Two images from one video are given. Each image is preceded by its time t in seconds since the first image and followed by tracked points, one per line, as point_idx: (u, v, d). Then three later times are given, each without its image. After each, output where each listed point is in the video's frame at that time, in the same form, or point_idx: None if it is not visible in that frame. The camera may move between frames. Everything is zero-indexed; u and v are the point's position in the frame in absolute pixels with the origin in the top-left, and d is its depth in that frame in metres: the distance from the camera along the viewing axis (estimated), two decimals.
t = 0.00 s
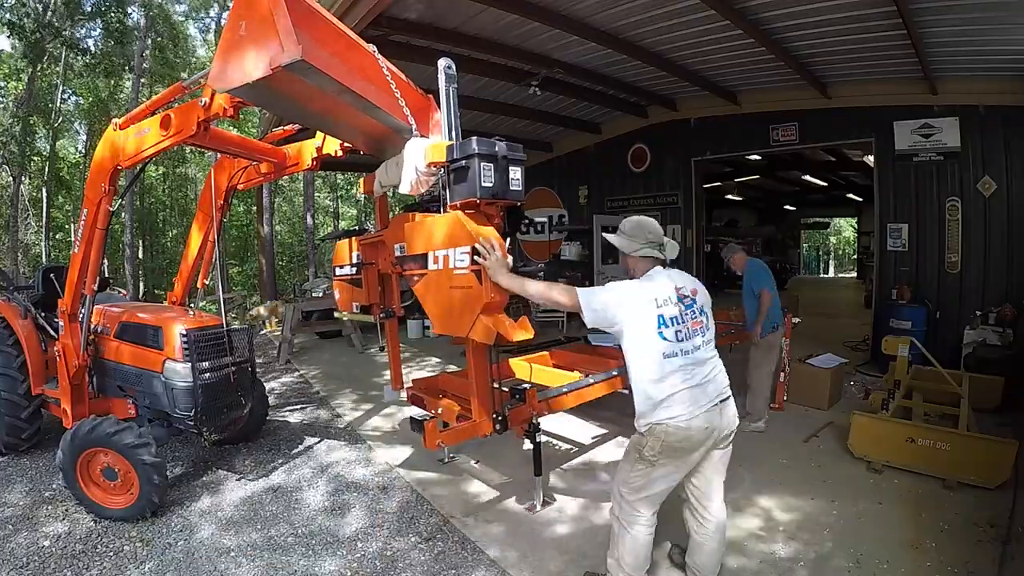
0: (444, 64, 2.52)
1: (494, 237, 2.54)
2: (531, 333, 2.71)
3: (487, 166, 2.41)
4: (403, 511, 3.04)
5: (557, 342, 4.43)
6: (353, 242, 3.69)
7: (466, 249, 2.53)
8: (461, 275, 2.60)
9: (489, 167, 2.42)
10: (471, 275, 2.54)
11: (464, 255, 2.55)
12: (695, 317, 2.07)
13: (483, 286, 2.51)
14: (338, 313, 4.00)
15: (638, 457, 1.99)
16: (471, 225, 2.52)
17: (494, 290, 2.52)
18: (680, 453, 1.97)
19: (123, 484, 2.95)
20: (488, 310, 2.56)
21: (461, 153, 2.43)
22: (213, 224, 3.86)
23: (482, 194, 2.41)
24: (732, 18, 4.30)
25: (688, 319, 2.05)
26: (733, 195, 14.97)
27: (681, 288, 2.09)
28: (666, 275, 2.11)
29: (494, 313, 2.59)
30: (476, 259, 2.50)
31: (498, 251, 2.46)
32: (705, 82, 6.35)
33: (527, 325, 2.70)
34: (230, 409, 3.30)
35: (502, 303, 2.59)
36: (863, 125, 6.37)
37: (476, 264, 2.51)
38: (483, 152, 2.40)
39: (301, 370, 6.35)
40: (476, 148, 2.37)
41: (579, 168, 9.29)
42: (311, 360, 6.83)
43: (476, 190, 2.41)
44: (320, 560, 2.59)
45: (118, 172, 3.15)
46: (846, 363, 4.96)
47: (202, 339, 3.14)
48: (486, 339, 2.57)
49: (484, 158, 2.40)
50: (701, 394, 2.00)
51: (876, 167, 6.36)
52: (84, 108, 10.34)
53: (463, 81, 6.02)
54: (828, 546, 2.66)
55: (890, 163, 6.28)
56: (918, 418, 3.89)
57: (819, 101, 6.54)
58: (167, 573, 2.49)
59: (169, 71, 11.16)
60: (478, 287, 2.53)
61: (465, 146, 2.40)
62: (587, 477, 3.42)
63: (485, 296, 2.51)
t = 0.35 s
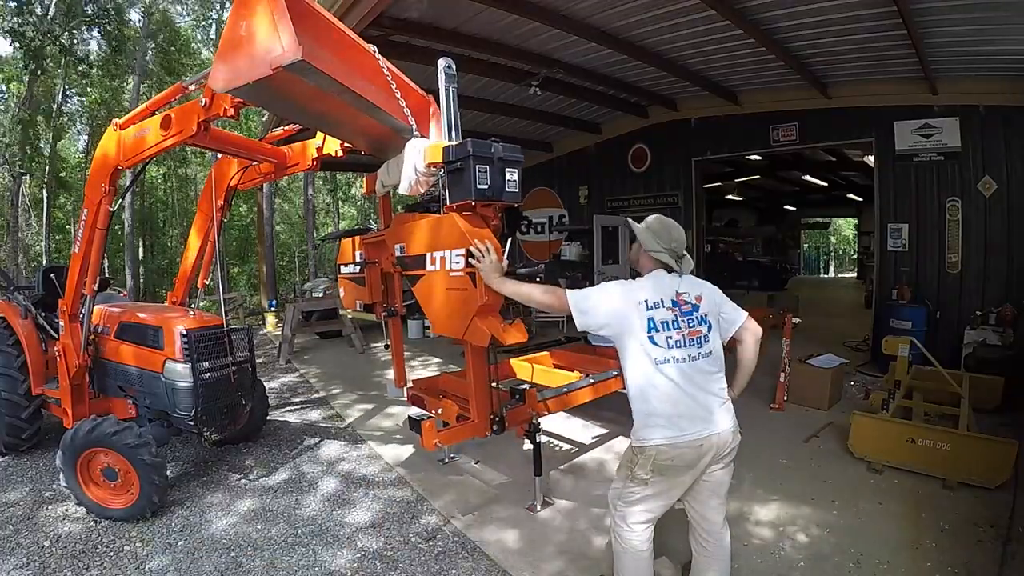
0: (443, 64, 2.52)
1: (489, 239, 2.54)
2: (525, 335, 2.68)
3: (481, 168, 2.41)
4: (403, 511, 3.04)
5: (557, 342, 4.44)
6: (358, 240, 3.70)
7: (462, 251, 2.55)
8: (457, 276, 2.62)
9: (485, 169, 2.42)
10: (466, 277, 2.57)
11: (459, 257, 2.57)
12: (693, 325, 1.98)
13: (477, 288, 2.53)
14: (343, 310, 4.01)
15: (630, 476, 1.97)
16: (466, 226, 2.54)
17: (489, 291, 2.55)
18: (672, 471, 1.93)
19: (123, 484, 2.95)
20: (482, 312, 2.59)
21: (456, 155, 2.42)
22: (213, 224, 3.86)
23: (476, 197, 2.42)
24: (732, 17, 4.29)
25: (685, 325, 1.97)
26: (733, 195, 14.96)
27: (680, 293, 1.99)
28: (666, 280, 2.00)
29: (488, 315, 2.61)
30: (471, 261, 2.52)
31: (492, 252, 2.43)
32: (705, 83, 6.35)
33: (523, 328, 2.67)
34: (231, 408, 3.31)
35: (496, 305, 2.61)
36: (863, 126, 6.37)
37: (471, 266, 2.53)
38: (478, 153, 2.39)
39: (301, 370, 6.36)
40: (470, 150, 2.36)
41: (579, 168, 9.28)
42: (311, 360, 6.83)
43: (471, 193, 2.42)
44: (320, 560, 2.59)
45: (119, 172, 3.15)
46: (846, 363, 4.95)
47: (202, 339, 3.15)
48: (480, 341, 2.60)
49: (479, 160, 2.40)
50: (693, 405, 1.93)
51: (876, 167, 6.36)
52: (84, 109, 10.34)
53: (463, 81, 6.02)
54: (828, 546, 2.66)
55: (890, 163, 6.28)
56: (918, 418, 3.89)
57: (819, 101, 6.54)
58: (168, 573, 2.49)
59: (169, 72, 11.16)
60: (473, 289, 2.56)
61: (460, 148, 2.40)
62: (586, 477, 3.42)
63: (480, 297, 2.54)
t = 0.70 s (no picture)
0: (442, 64, 2.51)
1: (488, 240, 2.54)
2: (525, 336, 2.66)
3: (480, 169, 2.41)
4: (403, 511, 3.04)
5: (557, 343, 4.44)
6: (359, 241, 3.65)
7: (461, 251, 2.54)
8: (456, 277, 2.62)
9: (483, 169, 2.42)
10: (466, 278, 2.56)
11: (458, 258, 2.57)
12: (694, 320, 2.00)
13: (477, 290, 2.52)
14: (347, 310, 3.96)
15: (632, 472, 1.97)
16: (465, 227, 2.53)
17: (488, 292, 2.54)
18: (675, 468, 1.93)
19: (123, 484, 2.95)
20: (482, 313, 2.58)
21: (454, 156, 2.42)
22: (213, 224, 3.86)
23: (475, 197, 2.42)
24: (732, 17, 4.29)
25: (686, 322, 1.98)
26: (733, 195, 14.97)
27: (677, 292, 2.03)
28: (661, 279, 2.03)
29: (488, 316, 2.61)
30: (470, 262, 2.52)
31: (491, 254, 2.43)
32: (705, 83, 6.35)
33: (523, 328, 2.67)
34: (231, 408, 3.31)
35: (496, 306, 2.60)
36: (863, 126, 6.37)
37: (469, 267, 2.53)
38: (477, 154, 2.39)
39: (300, 370, 6.36)
40: (469, 150, 2.36)
41: (579, 168, 9.28)
42: (311, 360, 6.83)
43: (470, 194, 2.42)
44: (320, 560, 2.59)
45: (119, 172, 3.15)
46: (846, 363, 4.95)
47: (202, 339, 3.15)
48: (479, 342, 2.60)
49: (478, 160, 2.40)
50: (702, 395, 1.95)
51: (876, 167, 6.36)
52: (83, 109, 10.33)
53: (463, 81, 6.02)
54: (828, 547, 2.66)
55: (890, 163, 6.28)
56: (918, 418, 3.89)
57: (819, 101, 6.54)
58: (167, 573, 2.49)
59: (169, 72, 11.16)
60: (472, 289, 2.55)
61: (458, 149, 2.39)
62: (586, 477, 3.42)
63: (478, 298, 2.53)
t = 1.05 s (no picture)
0: (444, 65, 2.50)
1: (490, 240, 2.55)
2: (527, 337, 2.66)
3: (482, 169, 2.40)
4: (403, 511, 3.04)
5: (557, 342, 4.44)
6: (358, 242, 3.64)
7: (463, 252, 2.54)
8: (457, 278, 2.62)
9: (485, 170, 2.41)
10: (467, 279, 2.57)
11: (460, 259, 2.59)
12: (397, 348, 1.46)
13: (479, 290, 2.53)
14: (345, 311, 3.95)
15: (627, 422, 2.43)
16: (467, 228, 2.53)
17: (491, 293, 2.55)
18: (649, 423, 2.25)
19: (123, 484, 2.95)
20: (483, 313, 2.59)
21: (456, 156, 2.41)
22: (214, 224, 3.86)
23: (477, 197, 2.40)
24: (732, 17, 4.29)
25: (383, 348, 1.45)
26: (733, 195, 14.97)
27: (376, 303, 1.46)
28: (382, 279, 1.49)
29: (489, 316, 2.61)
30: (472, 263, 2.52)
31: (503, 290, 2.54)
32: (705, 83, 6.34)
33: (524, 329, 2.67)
34: (231, 408, 3.31)
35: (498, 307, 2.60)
36: (863, 126, 6.37)
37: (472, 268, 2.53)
38: (479, 154, 2.37)
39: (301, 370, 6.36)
40: (470, 150, 2.34)
41: (579, 168, 9.28)
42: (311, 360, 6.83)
43: (471, 194, 2.41)
44: (320, 560, 2.59)
45: (119, 173, 3.15)
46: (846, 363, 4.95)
47: (202, 339, 3.15)
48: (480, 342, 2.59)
49: (480, 160, 2.38)
50: (407, 454, 1.46)
51: (876, 167, 6.36)
52: (84, 109, 10.32)
53: (463, 81, 6.02)
54: (829, 547, 2.66)
55: (890, 163, 6.28)
56: (918, 419, 3.88)
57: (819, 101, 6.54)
58: (167, 573, 2.49)
59: (169, 72, 11.15)
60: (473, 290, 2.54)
61: (460, 149, 2.38)
62: (586, 477, 3.42)
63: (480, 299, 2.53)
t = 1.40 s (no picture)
0: (445, 65, 2.50)
1: (491, 241, 2.54)
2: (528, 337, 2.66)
3: (483, 169, 2.41)
4: (403, 511, 3.04)
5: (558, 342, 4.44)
6: (358, 242, 3.64)
7: (463, 253, 2.55)
8: (458, 278, 2.62)
9: (486, 170, 2.42)
10: (468, 279, 2.57)
11: (460, 259, 2.57)
12: None
13: (480, 290, 2.52)
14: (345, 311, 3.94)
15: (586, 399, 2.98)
16: (467, 229, 2.54)
17: (491, 293, 2.54)
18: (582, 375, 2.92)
19: (123, 484, 2.95)
20: (484, 313, 2.58)
21: (457, 157, 2.42)
22: (213, 224, 3.86)
23: (477, 198, 2.42)
24: (733, 18, 4.29)
25: None
26: (733, 195, 14.98)
27: None
28: None
29: (489, 317, 2.61)
30: (472, 263, 2.53)
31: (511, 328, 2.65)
32: (706, 83, 6.34)
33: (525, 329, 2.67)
34: (231, 408, 3.32)
35: (499, 307, 2.61)
36: (862, 126, 6.37)
37: (472, 269, 2.53)
38: (480, 155, 2.38)
39: (301, 370, 6.36)
40: (471, 151, 2.36)
41: (579, 168, 9.28)
42: (312, 360, 6.83)
43: (473, 195, 2.42)
44: (320, 559, 2.59)
45: (119, 173, 3.14)
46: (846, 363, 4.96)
47: (202, 339, 3.15)
48: (481, 343, 2.59)
49: (481, 161, 2.39)
50: None
51: (876, 167, 6.37)
52: (84, 109, 10.31)
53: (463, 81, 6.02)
54: (828, 546, 2.66)
55: (890, 163, 6.28)
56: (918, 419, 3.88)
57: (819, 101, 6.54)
58: (167, 573, 2.50)
59: (169, 72, 11.15)
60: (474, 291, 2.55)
61: (461, 149, 2.39)
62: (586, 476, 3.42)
63: (481, 300, 2.53)
